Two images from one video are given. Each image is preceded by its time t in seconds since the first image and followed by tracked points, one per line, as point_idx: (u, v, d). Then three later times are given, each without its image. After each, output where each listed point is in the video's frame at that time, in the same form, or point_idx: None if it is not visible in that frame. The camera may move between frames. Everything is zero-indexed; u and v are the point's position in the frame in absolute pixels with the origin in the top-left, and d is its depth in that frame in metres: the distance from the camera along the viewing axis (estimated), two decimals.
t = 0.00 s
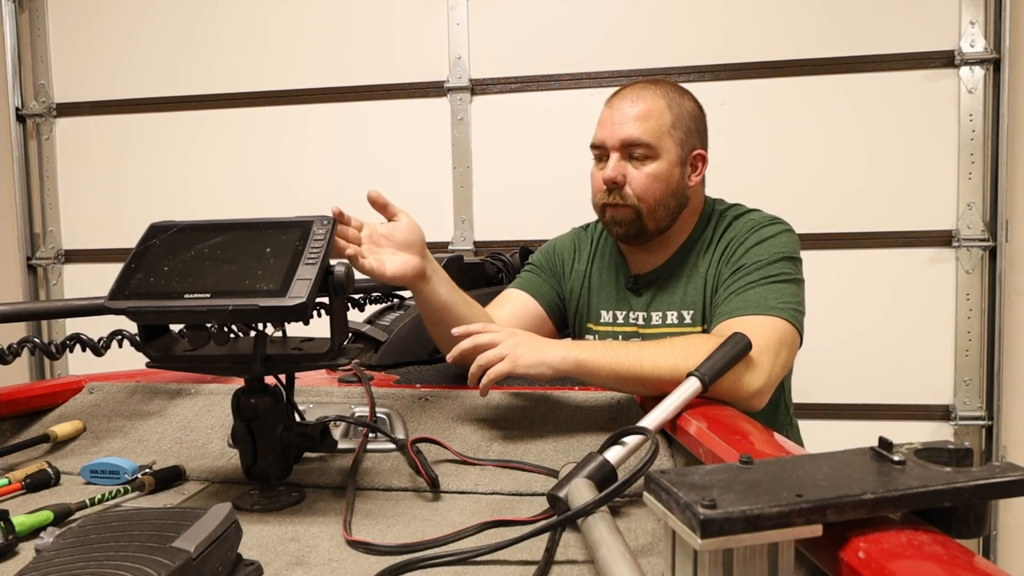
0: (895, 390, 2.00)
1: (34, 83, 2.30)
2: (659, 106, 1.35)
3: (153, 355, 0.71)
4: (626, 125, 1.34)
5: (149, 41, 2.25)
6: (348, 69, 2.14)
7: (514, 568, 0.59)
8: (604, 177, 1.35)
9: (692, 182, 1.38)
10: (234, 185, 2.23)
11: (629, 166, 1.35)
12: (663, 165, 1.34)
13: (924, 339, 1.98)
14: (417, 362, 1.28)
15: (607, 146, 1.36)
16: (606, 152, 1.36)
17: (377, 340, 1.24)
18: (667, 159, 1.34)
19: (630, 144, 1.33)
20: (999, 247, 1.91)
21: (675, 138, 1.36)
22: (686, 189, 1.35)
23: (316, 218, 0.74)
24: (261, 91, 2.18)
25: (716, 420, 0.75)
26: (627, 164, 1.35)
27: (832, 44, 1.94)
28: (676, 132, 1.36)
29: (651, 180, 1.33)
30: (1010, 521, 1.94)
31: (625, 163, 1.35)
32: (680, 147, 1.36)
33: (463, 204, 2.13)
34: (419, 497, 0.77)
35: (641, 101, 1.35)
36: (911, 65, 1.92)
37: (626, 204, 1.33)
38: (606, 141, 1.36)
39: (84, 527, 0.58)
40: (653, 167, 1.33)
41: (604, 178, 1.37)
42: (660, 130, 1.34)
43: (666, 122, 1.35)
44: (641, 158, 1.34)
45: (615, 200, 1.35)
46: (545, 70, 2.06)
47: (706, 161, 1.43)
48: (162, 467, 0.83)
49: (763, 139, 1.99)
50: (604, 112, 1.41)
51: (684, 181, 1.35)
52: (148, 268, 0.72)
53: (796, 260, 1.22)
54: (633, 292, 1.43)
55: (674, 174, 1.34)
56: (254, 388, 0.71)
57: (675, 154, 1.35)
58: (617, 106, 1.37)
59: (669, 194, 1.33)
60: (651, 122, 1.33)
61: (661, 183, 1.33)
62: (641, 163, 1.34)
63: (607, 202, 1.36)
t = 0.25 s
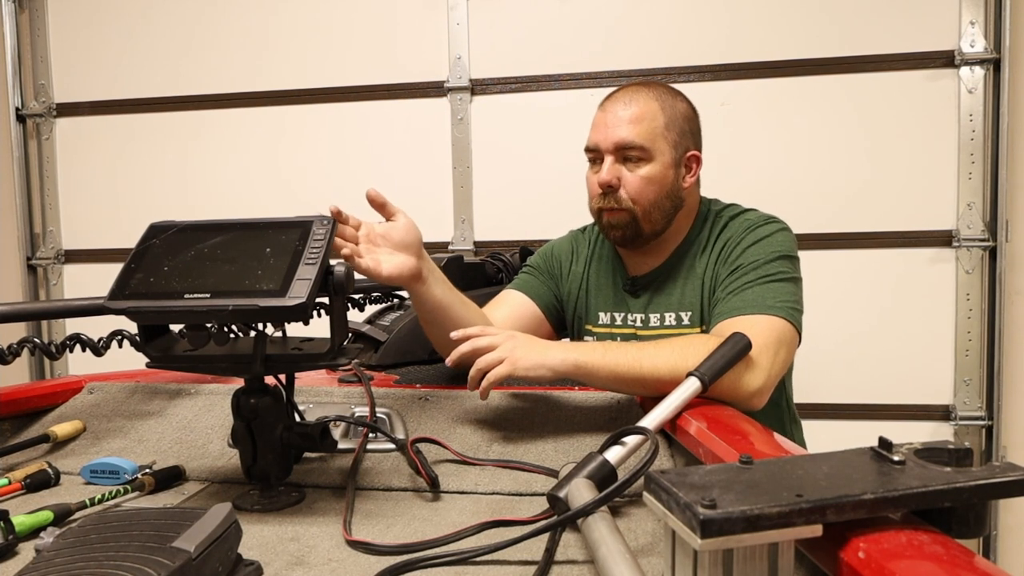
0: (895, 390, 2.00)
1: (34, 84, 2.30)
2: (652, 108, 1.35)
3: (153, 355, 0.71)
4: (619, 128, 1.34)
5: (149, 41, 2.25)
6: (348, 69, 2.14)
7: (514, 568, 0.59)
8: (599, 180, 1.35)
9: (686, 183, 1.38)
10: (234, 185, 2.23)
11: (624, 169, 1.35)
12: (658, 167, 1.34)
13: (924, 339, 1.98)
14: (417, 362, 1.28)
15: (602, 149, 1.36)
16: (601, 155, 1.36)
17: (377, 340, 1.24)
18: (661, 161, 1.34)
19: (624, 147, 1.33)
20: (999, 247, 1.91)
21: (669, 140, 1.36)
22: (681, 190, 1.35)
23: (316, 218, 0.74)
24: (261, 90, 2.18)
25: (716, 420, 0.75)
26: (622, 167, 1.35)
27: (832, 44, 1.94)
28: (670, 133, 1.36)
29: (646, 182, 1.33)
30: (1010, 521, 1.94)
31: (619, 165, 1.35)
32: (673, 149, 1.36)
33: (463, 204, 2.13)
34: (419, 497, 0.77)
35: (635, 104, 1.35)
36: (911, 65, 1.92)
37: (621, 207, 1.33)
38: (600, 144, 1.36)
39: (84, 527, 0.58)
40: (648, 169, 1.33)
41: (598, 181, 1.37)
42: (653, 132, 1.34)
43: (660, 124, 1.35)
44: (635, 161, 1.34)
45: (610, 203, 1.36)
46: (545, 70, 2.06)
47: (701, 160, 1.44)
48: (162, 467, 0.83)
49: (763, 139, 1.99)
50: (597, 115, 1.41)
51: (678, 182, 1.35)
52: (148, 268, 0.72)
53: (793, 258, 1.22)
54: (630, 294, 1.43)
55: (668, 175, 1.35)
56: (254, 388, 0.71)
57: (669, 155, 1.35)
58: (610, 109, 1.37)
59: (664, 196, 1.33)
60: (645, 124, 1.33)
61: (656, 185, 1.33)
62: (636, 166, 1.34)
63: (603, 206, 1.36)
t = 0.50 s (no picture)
0: (895, 390, 2.00)
1: (34, 83, 2.30)
2: (639, 102, 1.38)
3: (153, 355, 0.71)
4: (609, 123, 1.36)
5: (149, 41, 2.25)
6: (348, 69, 2.14)
7: (514, 568, 0.59)
8: (590, 175, 1.37)
9: (677, 174, 1.39)
10: (234, 185, 2.23)
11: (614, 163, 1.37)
12: (648, 157, 1.36)
13: (925, 339, 1.98)
14: (417, 362, 1.28)
15: (592, 145, 1.39)
16: (591, 151, 1.39)
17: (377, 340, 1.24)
18: (650, 152, 1.36)
19: (613, 141, 1.36)
20: (999, 247, 1.91)
21: (658, 132, 1.37)
22: (671, 181, 1.37)
23: (316, 218, 0.74)
24: (261, 90, 2.18)
25: (716, 420, 0.75)
26: (612, 160, 1.37)
27: (832, 44, 1.94)
28: (658, 126, 1.38)
29: (637, 172, 1.35)
30: (1010, 521, 1.94)
31: (610, 159, 1.37)
32: (663, 140, 1.38)
33: (463, 204, 2.13)
34: (419, 497, 0.77)
35: (622, 99, 1.38)
36: (911, 66, 1.92)
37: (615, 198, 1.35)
38: (591, 140, 1.39)
39: (84, 527, 0.58)
40: (637, 161, 1.35)
41: (591, 176, 1.38)
42: (641, 125, 1.36)
43: (648, 116, 1.37)
44: (624, 154, 1.36)
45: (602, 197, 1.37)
46: (546, 70, 2.06)
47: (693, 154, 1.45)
48: (162, 467, 0.83)
49: (763, 139, 1.99)
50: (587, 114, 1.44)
51: (668, 173, 1.37)
52: (148, 268, 0.72)
53: (793, 258, 1.22)
54: (629, 294, 1.42)
55: (659, 165, 1.36)
56: (254, 388, 0.71)
57: (658, 147, 1.37)
58: (599, 107, 1.40)
59: (654, 187, 1.35)
60: (633, 117, 1.36)
61: (647, 174, 1.35)
62: (626, 158, 1.36)
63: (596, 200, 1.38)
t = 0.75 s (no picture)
0: (895, 390, 2.00)
1: (34, 83, 2.30)
2: (640, 98, 1.38)
3: (153, 355, 0.71)
4: (610, 118, 1.36)
5: (149, 41, 2.25)
6: (348, 69, 2.14)
7: (514, 568, 0.59)
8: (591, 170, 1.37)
9: (677, 170, 1.39)
10: (235, 185, 2.23)
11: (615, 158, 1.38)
12: (648, 152, 1.36)
13: (925, 339, 1.98)
14: (417, 362, 1.28)
15: (593, 140, 1.39)
16: (592, 145, 1.39)
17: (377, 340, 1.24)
18: (650, 147, 1.36)
19: (614, 135, 1.36)
20: (1000, 247, 1.91)
21: (659, 127, 1.38)
22: (671, 176, 1.37)
23: (316, 218, 0.74)
24: (261, 90, 2.18)
25: (716, 420, 0.74)
26: (612, 155, 1.37)
27: (832, 44, 1.94)
28: (659, 121, 1.38)
29: (638, 167, 1.35)
30: (1010, 521, 1.94)
31: (611, 154, 1.37)
32: (663, 135, 1.38)
33: (463, 204, 2.13)
34: (419, 497, 0.77)
35: (622, 94, 1.38)
36: (911, 66, 1.92)
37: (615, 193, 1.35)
38: (591, 136, 1.39)
39: (84, 527, 0.58)
40: (638, 155, 1.35)
41: (591, 170, 1.39)
42: (641, 120, 1.36)
43: (649, 112, 1.37)
44: (625, 148, 1.36)
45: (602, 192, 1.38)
46: (545, 70, 2.06)
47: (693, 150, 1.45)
48: (162, 467, 0.83)
49: (763, 139, 1.99)
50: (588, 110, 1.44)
51: (668, 168, 1.37)
52: (148, 268, 0.72)
53: (795, 259, 1.22)
54: (630, 293, 1.42)
55: (659, 160, 1.36)
56: (254, 388, 0.71)
57: (658, 142, 1.37)
58: (600, 102, 1.40)
59: (653, 181, 1.35)
60: (634, 113, 1.36)
61: (647, 169, 1.35)
62: (626, 153, 1.36)
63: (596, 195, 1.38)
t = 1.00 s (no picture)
0: (895, 390, 2.00)
1: (34, 83, 2.30)
2: (657, 91, 1.38)
3: (153, 355, 0.71)
4: (627, 108, 1.36)
5: (149, 41, 2.25)
6: (349, 69, 2.14)
7: (514, 568, 0.59)
8: (606, 157, 1.36)
9: (690, 165, 1.40)
10: (235, 185, 2.23)
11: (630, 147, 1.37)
12: (663, 145, 1.36)
13: (925, 339, 1.98)
14: (418, 362, 1.28)
15: (608, 129, 1.38)
16: (608, 134, 1.38)
17: (377, 340, 1.24)
18: (666, 140, 1.36)
19: (631, 126, 1.35)
20: (999, 247, 1.91)
21: (674, 122, 1.38)
22: (685, 171, 1.37)
23: (316, 218, 0.74)
24: (260, 90, 2.18)
25: (716, 420, 0.74)
26: (628, 144, 1.36)
27: (832, 44, 1.94)
28: (675, 116, 1.38)
29: (653, 159, 1.35)
30: (1010, 521, 1.94)
31: (627, 143, 1.37)
32: (678, 130, 1.38)
33: (463, 204, 2.13)
34: (418, 497, 0.77)
35: (640, 87, 1.38)
36: (911, 66, 1.92)
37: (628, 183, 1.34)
38: (607, 125, 1.39)
39: (84, 527, 0.58)
40: (654, 146, 1.35)
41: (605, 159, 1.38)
42: (658, 113, 1.36)
43: (665, 106, 1.38)
44: (641, 138, 1.35)
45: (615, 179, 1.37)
46: (545, 70, 2.06)
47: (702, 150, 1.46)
48: (162, 467, 0.83)
49: (763, 139, 1.99)
50: (603, 101, 1.44)
51: (682, 162, 1.37)
52: (148, 268, 0.72)
53: (799, 262, 1.22)
54: (633, 290, 1.43)
55: (674, 154, 1.37)
56: (254, 388, 0.71)
57: (674, 136, 1.37)
58: (617, 94, 1.40)
59: (669, 174, 1.35)
60: (651, 105, 1.36)
61: (662, 162, 1.35)
62: (642, 143, 1.36)
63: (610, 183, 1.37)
